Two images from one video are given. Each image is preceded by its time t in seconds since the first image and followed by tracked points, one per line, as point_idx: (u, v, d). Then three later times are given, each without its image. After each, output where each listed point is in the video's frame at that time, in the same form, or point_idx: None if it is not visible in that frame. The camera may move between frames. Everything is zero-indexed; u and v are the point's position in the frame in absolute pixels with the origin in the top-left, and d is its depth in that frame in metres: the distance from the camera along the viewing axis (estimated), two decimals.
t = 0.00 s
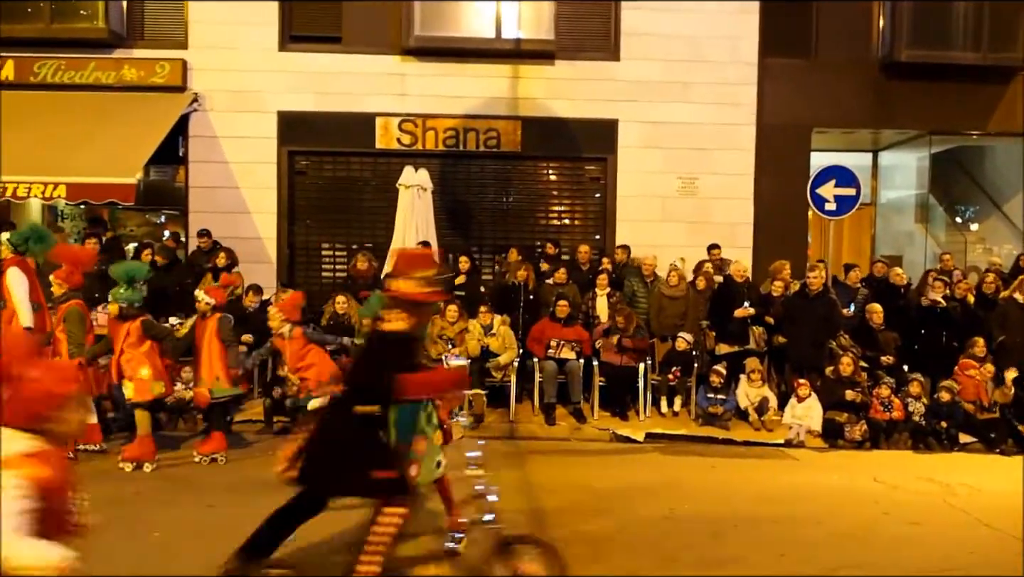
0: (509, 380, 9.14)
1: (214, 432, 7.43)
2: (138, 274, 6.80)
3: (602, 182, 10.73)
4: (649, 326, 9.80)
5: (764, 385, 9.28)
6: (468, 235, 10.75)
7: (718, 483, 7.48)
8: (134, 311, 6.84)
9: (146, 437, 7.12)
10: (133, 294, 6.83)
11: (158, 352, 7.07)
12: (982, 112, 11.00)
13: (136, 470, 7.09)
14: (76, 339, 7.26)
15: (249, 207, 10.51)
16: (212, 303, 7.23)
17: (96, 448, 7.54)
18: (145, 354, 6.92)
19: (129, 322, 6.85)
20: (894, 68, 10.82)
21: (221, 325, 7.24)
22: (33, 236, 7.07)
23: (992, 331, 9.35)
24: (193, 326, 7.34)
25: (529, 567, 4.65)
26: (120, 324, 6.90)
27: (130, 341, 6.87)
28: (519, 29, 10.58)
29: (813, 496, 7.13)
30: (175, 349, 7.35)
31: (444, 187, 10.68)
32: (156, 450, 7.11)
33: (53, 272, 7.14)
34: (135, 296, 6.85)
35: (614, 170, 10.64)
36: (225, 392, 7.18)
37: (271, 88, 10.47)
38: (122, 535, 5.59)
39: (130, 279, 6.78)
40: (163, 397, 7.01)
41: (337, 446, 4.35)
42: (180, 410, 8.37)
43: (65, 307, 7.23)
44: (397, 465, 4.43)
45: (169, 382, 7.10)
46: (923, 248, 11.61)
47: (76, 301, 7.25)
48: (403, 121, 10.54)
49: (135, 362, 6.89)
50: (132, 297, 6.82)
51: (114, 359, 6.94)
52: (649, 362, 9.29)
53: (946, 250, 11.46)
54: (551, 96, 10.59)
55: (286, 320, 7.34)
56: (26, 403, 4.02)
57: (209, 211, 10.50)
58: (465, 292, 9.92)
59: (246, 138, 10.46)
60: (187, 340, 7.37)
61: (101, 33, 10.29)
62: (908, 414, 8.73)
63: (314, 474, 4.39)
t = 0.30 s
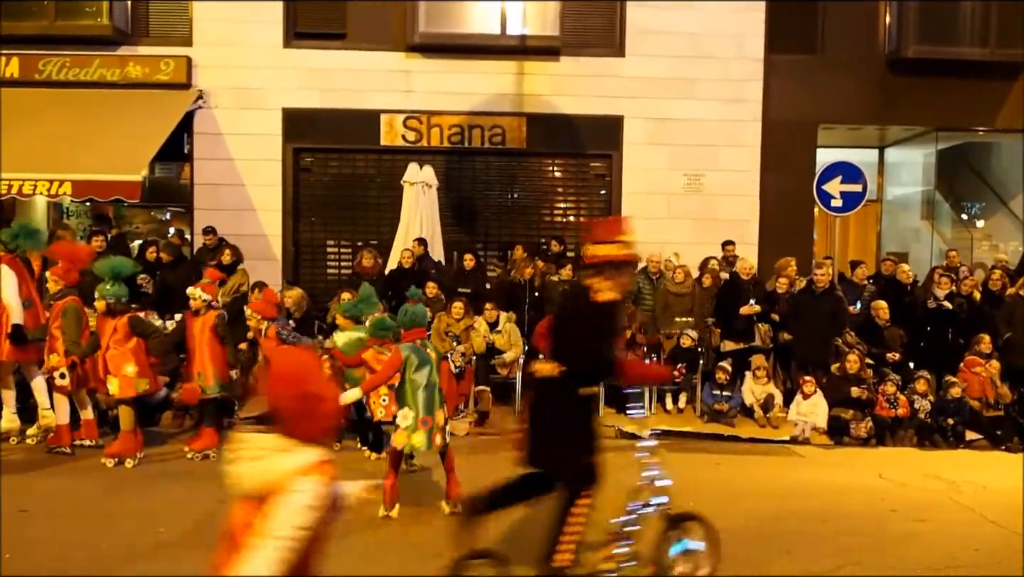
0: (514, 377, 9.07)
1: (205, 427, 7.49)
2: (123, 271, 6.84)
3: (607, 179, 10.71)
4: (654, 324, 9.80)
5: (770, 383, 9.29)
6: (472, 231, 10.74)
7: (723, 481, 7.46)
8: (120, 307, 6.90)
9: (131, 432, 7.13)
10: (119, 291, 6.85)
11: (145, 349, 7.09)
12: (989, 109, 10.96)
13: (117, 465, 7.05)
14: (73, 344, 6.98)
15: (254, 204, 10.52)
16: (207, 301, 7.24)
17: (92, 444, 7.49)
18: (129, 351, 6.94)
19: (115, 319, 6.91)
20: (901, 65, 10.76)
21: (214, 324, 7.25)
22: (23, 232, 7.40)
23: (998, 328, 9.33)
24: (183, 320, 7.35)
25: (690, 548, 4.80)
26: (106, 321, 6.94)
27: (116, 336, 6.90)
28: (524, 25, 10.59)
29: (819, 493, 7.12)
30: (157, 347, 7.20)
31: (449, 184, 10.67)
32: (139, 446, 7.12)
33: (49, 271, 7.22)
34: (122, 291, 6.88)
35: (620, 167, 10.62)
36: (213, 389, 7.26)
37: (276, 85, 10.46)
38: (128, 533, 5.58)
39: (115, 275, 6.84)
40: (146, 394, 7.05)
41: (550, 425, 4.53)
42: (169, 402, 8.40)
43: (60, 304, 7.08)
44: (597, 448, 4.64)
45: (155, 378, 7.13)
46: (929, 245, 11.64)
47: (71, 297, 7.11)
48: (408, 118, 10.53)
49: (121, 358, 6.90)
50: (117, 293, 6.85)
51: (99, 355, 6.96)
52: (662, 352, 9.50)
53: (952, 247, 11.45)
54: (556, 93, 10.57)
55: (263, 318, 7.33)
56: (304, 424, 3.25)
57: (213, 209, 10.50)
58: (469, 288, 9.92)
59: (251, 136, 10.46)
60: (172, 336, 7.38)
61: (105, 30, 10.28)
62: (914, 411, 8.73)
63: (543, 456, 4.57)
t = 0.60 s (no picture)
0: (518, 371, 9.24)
1: (190, 423, 7.49)
2: (113, 263, 6.93)
3: (611, 174, 10.70)
4: (657, 319, 9.80)
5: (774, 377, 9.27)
6: (476, 227, 10.74)
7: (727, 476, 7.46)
8: (108, 298, 6.92)
9: (121, 427, 7.14)
10: (108, 282, 6.95)
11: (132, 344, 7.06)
12: (993, 103, 10.93)
13: (108, 459, 7.07)
14: (69, 337, 6.94)
15: (257, 199, 10.51)
16: (192, 295, 7.26)
17: (87, 438, 7.54)
18: (115, 345, 6.91)
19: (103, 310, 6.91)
20: (906, 59, 10.72)
21: (199, 316, 7.29)
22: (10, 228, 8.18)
23: (1001, 324, 9.34)
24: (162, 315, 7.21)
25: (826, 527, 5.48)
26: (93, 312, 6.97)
27: (102, 328, 6.89)
28: (527, 19, 10.56)
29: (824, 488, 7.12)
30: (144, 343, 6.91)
31: (452, 179, 10.67)
32: (129, 441, 7.14)
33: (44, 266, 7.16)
34: (113, 282, 6.98)
35: (623, 162, 10.61)
36: (198, 381, 7.19)
37: (278, 79, 10.44)
38: (133, 528, 5.61)
39: (106, 267, 6.93)
40: (131, 387, 7.01)
41: (747, 412, 5.00)
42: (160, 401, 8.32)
43: (59, 299, 6.98)
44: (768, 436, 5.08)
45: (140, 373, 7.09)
46: (932, 241, 11.66)
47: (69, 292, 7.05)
48: (411, 113, 10.51)
49: (105, 352, 6.88)
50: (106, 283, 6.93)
51: (85, 347, 6.95)
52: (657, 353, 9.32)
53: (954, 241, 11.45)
54: (560, 88, 10.55)
55: (248, 311, 7.46)
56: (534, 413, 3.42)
57: (216, 204, 10.49)
58: (473, 283, 9.97)
59: (253, 130, 10.45)
60: (159, 327, 7.08)
61: (108, 24, 10.25)
62: (917, 406, 8.74)
63: (738, 444, 4.99)
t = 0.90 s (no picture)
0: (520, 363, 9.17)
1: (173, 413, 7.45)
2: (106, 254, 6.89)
3: (614, 165, 10.66)
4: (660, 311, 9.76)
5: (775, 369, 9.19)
6: (479, 219, 10.72)
7: (728, 469, 7.46)
8: (99, 287, 6.92)
9: (114, 416, 7.15)
10: (102, 271, 6.92)
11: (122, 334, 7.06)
12: (999, 94, 10.88)
13: (100, 449, 7.07)
14: (63, 325, 6.95)
15: (259, 189, 10.50)
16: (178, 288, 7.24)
17: (83, 426, 7.53)
18: (105, 334, 6.91)
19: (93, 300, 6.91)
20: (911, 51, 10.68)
21: (182, 307, 7.28)
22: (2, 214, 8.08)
23: (1004, 317, 9.33)
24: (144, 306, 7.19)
25: (989, 510, 5.32)
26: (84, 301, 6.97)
27: (92, 317, 6.91)
28: (530, 10, 10.48)
29: (825, 481, 7.13)
30: (133, 333, 6.82)
31: (455, 171, 10.65)
32: (122, 430, 7.14)
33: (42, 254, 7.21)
34: (105, 272, 6.95)
35: (626, 153, 10.57)
36: (185, 372, 7.16)
37: (280, 69, 10.42)
38: (138, 518, 5.62)
39: (99, 257, 6.89)
40: (120, 378, 6.96)
41: (907, 412, 5.06)
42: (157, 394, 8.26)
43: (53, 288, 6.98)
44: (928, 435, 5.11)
45: (131, 363, 7.03)
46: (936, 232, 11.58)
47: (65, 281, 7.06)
48: (414, 103, 10.48)
49: (94, 341, 6.89)
50: (101, 273, 6.92)
51: (75, 336, 6.96)
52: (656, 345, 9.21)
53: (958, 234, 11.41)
54: (562, 79, 10.52)
55: (238, 296, 7.43)
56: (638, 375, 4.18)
57: (218, 194, 10.48)
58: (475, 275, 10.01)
59: (256, 121, 10.43)
60: (144, 316, 6.97)
61: (110, 13, 10.23)
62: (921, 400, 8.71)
63: (896, 444, 5.08)
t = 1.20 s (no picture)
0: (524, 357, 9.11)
1: (169, 409, 7.45)
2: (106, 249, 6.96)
3: (617, 158, 10.63)
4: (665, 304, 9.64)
5: (780, 362, 9.08)
6: (483, 214, 10.73)
7: (731, 461, 7.44)
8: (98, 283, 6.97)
9: (114, 411, 7.17)
10: (103, 267, 6.96)
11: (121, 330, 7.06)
12: (1006, 84, 10.78)
13: (102, 443, 7.12)
14: (66, 318, 7.06)
15: (263, 185, 10.53)
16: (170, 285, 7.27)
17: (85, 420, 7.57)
18: (104, 330, 6.92)
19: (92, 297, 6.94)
20: (916, 42, 10.60)
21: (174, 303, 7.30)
22: None
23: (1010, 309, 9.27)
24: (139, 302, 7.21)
25: None
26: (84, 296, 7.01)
27: (91, 313, 6.90)
28: (533, 4, 10.44)
29: (828, 474, 7.10)
30: (132, 329, 6.88)
31: (459, 166, 10.66)
32: (122, 425, 7.16)
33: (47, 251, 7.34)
34: (104, 268, 6.97)
35: (630, 146, 10.54)
36: (177, 367, 7.19)
37: (283, 65, 10.44)
38: (141, 512, 5.65)
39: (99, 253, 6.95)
40: (118, 374, 6.97)
41: None
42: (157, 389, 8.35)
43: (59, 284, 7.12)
44: None
45: (129, 359, 7.05)
46: (942, 224, 11.57)
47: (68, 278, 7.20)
48: (417, 98, 10.50)
49: (93, 337, 6.89)
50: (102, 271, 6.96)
51: (75, 331, 6.96)
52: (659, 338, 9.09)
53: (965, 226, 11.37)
54: (565, 72, 10.50)
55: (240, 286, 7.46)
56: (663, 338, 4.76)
57: (223, 190, 10.52)
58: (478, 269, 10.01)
59: (260, 116, 10.46)
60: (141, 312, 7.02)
61: (114, 11, 10.27)
62: (927, 392, 8.65)
63: None
